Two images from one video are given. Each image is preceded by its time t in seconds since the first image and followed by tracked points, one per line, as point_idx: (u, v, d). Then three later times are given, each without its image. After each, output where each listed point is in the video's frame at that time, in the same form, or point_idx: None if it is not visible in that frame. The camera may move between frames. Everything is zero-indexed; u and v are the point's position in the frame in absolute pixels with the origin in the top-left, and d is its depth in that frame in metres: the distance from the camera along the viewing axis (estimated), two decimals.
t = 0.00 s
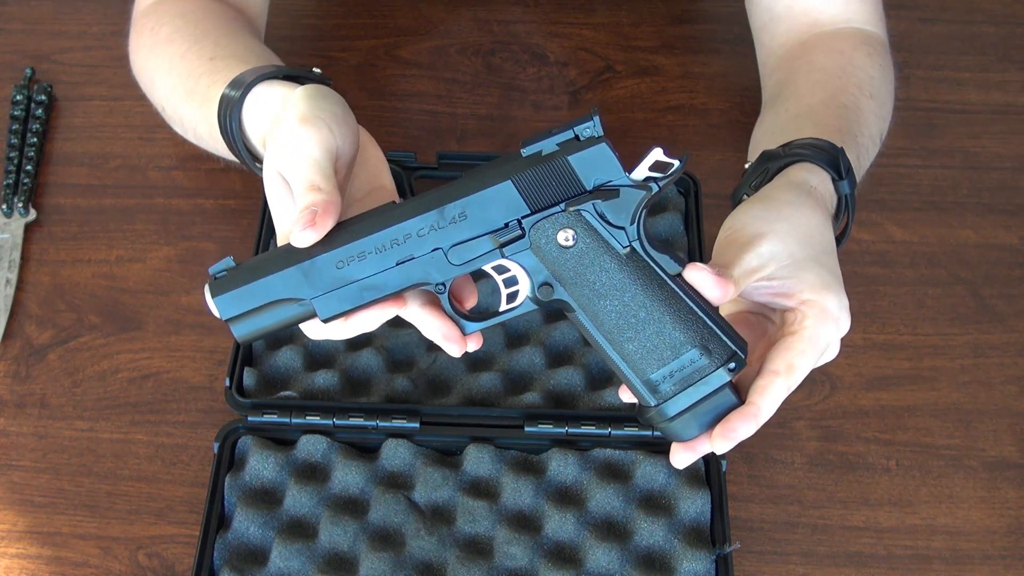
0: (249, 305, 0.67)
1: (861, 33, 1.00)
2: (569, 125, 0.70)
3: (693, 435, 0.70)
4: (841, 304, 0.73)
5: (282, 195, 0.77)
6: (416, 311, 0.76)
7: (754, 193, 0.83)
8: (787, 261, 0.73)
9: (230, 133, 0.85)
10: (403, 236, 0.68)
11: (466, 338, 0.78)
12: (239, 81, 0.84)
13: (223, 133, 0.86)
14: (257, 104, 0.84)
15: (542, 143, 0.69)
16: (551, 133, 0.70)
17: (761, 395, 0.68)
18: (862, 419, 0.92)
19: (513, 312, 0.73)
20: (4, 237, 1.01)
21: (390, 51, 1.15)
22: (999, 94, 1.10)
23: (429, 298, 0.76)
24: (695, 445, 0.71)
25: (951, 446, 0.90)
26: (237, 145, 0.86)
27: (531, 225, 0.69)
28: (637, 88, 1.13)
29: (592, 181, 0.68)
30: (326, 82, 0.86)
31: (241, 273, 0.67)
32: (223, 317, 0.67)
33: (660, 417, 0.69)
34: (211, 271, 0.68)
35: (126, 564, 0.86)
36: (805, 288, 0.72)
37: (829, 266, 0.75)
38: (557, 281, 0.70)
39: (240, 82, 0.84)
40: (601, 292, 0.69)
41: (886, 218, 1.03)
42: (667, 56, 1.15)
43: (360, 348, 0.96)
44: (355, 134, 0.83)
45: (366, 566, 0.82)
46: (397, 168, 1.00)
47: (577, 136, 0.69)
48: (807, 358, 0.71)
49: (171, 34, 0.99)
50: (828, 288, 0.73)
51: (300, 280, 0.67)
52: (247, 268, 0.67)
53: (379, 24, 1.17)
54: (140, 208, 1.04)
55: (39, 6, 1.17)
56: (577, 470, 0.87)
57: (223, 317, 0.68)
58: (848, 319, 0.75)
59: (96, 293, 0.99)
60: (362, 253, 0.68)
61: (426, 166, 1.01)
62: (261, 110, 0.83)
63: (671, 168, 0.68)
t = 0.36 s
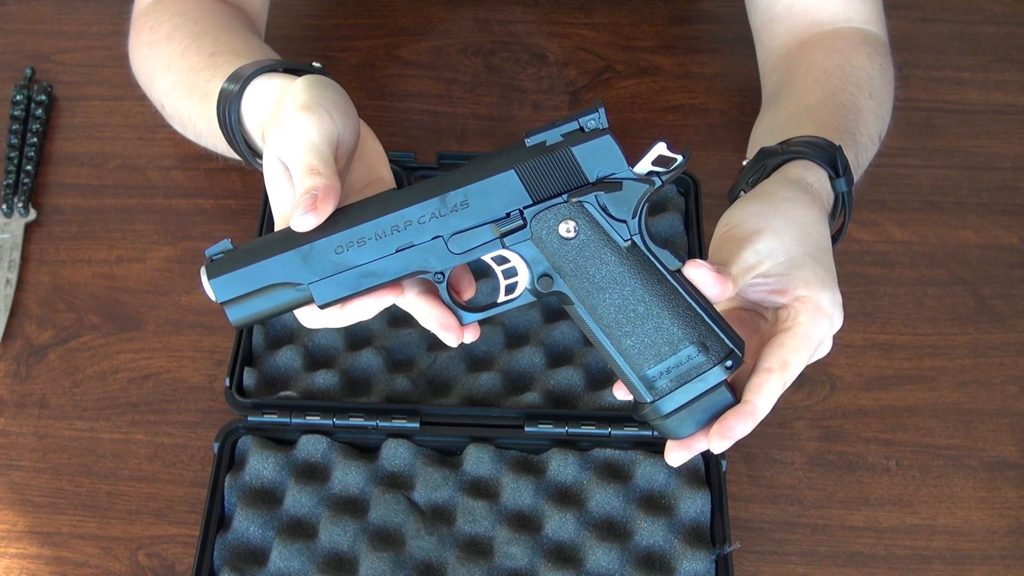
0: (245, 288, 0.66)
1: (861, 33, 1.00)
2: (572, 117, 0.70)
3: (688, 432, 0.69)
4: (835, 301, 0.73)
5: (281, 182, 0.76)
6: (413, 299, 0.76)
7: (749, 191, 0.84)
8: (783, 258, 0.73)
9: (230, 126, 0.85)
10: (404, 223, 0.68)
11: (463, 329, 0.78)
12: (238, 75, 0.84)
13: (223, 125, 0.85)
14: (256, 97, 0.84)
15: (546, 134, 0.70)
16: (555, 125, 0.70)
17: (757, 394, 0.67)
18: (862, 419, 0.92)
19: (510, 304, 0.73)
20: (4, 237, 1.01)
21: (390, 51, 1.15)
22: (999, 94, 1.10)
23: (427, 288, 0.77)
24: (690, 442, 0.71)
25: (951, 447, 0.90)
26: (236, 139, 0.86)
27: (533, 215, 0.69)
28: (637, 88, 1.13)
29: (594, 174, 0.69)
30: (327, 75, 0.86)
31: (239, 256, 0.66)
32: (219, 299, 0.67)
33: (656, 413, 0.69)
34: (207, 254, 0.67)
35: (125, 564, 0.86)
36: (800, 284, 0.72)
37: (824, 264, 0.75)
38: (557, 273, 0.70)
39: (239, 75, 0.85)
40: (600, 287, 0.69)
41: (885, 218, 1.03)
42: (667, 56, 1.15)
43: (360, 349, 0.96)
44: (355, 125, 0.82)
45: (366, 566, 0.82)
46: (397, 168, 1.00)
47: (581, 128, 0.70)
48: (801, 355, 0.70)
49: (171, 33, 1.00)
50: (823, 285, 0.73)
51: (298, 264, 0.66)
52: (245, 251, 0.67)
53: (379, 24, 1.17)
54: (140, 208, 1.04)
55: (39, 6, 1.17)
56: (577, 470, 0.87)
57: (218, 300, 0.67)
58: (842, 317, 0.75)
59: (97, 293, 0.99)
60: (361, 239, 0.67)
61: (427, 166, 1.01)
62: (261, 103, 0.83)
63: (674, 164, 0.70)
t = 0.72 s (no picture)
0: (246, 288, 0.66)
1: (860, 33, 1.00)
2: (572, 115, 0.70)
3: (690, 431, 0.69)
4: (836, 299, 0.73)
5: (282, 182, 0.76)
6: (414, 298, 0.76)
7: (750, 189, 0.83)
8: (785, 256, 0.73)
9: (231, 124, 0.85)
10: (405, 222, 0.68)
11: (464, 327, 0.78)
12: (240, 74, 0.85)
13: (224, 124, 0.85)
14: (257, 96, 0.84)
15: (546, 133, 0.69)
16: (554, 123, 0.70)
17: (759, 393, 0.67)
18: (862, 419, 0.92)
19: (511, 303, 0.73)
20: (4, 237, 1.01)
21: (390, 51, 1.15)
22: (999, 94, 1.10)
23: (428, 287, 0.76)
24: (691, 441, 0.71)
25: (951, 447, 0.90)
26: (237, 138, 0.86)
27: (534, 214, 0.69)
28: (637, 88, 1.13)
29: (595, 173, 0.69)
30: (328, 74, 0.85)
31: (240, 256, 0.66)
32: (220, 299, 0.67)
33: (657, 412, 0.69)
34: (208, 254, 0.67)
35: (126, 564, 0.86)
36: (801, 282, 0.72)
37: (825, 262, 0.75)
38: (558, 272, 0.70)
39: (239, 75, 0.85)
40: (601, 286, 0.69)
41: (885, 218, 1.03)
42: (667, 56, 1.15)
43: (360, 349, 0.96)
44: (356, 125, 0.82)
45: (366, 566, 0.82)
46: (397, 168, 1.00)
47: (581, 127, 0.70)
48: (803, 353, 0.70)
49: (172, 32, 1.00)
50: (824, 283, 0.73)
51: (298, 263, 0.66)
52: (246, 251, 0.67)
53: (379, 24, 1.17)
54: (140, 208, 1.04)
55: (39, 6, 1.17)
56: (577, 470, 0.87)
57: (219, 299, 0.67)
58: (842, 316, 0.75)
59: (97, 293, 0.99)
60: (362, 238, 0.67)
61: (427, 166, 1.01)
62: (262, 102, 0.83)
63: (675, 162, 0.70)
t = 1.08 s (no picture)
0: (247, 291, 0.66)
1: (860, 32, 1.00)
2: (571, 117, 0.71)
3: (691, 431, 0.69)
4: (837, 298, 0.73)
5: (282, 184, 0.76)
6: (415, 301, 0.76)
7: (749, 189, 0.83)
8: (784, 256, 0.73)
9: (231, 126, 0.85)
10: (405, 224, 0.68)
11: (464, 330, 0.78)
12: (240, 76, 0.85)
13: (223, 126, 0.86)
14: (257, 98, 0.84)
15: (545, 134, 0.70)
16: (554, 125, 0.70)
17: (760, 392, 0.67)
18: (862, 419, 0.92)
19: (511, 305, 0.73)
20: (4, 237, 1.01)
21: (390, 51, 1.15)
22: (1000, 94, 1.10)
23: (428, 289, 0.76)
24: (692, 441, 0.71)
25: (951, 447, 0.90)
26: (237, 140, 0.86)
27: (533, 216, 0.69)
28: (637, 88, 1.13)
29: (594, 174, 0.69)
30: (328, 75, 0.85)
31: (240, 259, 0.66)
32: (220, 302, 0.67)
33: (657, 413, 0.69)
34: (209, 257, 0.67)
35: (126, 564, 0.86)
36: (801, 281, 0.72)
37: (826, 262, 0.75)
38: (558, 273, 0.70)
39: (239, 77, 0.85)
40: (601, 287, 0.69)
41: (886, 218, 1.03)
42: (667, 56, 1.15)
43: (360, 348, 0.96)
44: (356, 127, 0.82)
45: (366, 566, 0.82)
46: (397, 167, 1.00)
47: (580, 128, 0.70)
48: (803, 353, 0.70)
49: (172, 33, 1.00)
50: (824, 282, 0.73)
51: (298, 266, 0.66)
52: (246, 254, 0.66)
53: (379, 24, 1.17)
54: (140, 208, 1.04)
55: (39, 6, 1.17)
56: (577, 470, 0.87)
57: (219, 302, 0.67)
58: (843, 315, 0.75)
59: (97, 293, 0.99)
60: (362, 241, 0.67)
61: (427, 165, 1.01)
62: (262, 104, 0.83)
63: (674, 163, 0.70)
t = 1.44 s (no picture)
0: (247, 290, 0.66)
1: (860, 32, 1.00)
2: (571, 116, 0.70)
3: (690, 430, 0.69)
4: (837, 298, 0.73)
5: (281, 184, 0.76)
6: (414, 299, 0.76)
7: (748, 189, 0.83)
8: (786, 254, 0.73)
9: (230, 126, 0.85)
10: (404, 224, 0.68)
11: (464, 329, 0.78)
12: (240, 75, 0.85)
13: (223, 125, 0.86)
14: (257, 98, 0.84)
15: (545, 134, 0.70)
16: (554, 124, 0.70)
17: (760, 392, 0.68)
18: (862, 420, 0.92)
19: (511, 304, 0.73)
20: (4, 237, 1.01)
21: (390, 51, 1.15)
22: (1000, 94, 1.10)
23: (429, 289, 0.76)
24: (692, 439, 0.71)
25: (951, 447, 0.90)
26: (236, 138, 0.86)
27: (533, 215, 0.69)
28: (637, 88, 1.13)
29: (594, 174, 0.69)
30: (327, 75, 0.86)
31: (241, 258, 0.66)
32: (220, 301, 0.67)
33: (657, 412, 0.69)
34: (210, 255, 0.67)
35: (125, 564, 0.86)
36: (802, 281, 0.73)
37: (826, 262, 0.75)
38: (557, 273, 0.70)
39: (239, 76, 0.85)
40: (600, 286, 0.69)
41: (886, 218, 1.03)
42: (667, 56, 1.15)
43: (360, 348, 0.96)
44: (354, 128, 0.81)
45: (366, 566, 0.82)
46: (397, 167, 1.00)
47: (580, 128, 0.70)
48: (804, 351, 0.70)
49: (172, 32, 1.00)
50: (824, 282, 0.73)
51: (299, 266, 0.66)
52: (247, 253, 0.66)
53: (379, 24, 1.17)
54: (140, 208, 1.04)
55: (39, 6, 1.17)
56: (577, 470, 0.87)
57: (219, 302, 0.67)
58: (843, 315, 0.75)
59: (97, 293, 0.99)
60: (361, 241, 0.67)
61: (427, 165, 1.01)
62: (261, 105, 0.83)
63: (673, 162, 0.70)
